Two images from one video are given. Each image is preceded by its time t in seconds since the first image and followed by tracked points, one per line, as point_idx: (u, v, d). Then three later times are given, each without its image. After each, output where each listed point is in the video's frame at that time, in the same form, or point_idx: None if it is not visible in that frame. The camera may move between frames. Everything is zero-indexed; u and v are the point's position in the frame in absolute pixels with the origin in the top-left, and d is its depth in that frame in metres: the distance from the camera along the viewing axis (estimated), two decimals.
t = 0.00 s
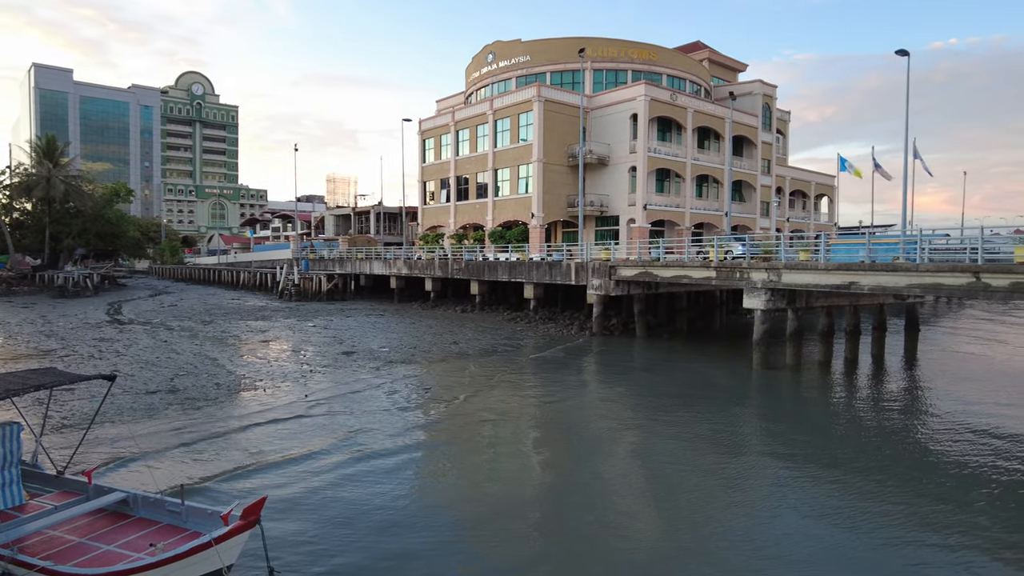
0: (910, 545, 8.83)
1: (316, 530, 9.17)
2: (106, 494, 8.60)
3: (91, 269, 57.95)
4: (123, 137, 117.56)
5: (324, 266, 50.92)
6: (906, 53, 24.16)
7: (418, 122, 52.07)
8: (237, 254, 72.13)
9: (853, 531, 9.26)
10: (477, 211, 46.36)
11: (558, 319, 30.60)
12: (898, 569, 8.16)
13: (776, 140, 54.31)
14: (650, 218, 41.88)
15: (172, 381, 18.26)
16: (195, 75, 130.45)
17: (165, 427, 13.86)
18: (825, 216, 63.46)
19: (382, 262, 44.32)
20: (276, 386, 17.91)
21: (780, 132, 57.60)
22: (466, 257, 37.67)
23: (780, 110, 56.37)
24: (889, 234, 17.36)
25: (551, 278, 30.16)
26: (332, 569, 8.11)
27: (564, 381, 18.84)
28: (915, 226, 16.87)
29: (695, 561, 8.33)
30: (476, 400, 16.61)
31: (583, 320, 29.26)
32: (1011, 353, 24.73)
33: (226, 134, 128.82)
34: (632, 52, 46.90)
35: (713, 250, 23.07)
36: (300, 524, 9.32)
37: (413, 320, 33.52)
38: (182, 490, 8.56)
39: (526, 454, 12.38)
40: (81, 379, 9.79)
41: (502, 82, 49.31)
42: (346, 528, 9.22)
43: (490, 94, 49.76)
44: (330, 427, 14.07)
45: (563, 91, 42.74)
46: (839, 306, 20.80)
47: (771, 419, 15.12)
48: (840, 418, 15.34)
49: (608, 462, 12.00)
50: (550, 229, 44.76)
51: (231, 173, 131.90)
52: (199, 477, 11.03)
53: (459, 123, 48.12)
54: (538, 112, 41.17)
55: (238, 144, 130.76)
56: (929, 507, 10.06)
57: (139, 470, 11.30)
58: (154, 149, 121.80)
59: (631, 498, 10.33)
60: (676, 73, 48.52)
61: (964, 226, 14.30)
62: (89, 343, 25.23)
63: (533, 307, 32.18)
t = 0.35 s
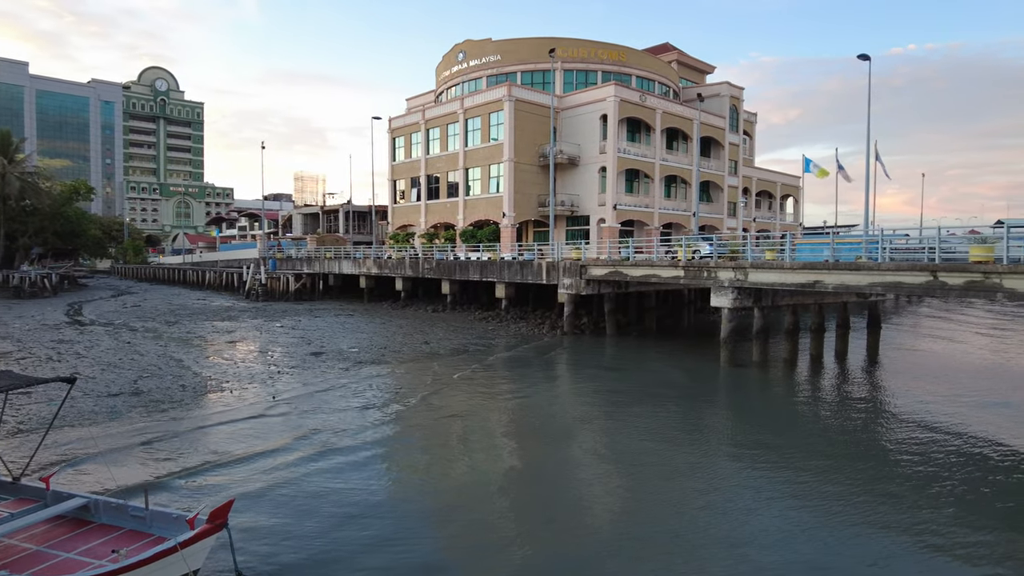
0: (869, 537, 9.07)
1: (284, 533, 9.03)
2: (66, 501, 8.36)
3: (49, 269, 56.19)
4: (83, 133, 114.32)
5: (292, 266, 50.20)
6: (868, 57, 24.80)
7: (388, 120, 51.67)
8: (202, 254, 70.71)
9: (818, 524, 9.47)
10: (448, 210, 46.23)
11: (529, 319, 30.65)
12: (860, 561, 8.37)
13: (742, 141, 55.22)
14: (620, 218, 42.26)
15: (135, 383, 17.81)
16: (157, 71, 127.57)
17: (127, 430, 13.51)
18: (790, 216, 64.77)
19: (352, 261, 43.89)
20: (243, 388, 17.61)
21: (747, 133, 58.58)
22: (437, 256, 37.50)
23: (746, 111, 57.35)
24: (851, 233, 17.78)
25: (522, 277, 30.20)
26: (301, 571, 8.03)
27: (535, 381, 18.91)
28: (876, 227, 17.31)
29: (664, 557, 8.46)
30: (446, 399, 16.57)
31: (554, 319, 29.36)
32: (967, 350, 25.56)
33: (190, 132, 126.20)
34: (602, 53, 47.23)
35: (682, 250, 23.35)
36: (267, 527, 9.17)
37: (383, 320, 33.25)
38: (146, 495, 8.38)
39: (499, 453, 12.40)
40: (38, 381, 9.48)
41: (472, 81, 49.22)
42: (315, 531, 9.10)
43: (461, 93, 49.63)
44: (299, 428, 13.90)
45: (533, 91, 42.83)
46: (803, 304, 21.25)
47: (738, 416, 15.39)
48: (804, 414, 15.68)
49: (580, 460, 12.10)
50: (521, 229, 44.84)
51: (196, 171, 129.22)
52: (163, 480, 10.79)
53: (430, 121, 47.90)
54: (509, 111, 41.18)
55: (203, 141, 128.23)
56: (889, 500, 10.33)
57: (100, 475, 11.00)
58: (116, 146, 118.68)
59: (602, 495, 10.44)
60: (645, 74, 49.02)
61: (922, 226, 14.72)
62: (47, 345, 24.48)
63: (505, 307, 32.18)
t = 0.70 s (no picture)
0: (837, 530, 9.28)
1: (256, 534, 8.95)
2: (28, 504, 8.15)
3: (11, 268, 54.55)
4: (46, 127, 111.09)
5: (264, 263, 49.49)
6: (836, 59, 25.25)
7: (361, 116, 51.20)
8: (172, 251, 69.29)
9: (788, 518, 9.66)
10: (422, 207, 46.01)
11: (504, 316, 30.67)
12: (828, 554, 8.56)
13: (714, 141, 55.84)
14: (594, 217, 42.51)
15: (101, 383, 17.43)
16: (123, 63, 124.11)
17: (93, 432, 13.22)
18: (761, 215, 65.72)
19: (324, 259, 43.44)
20: (214, 388, 17.35)
21: (719, 132, 59.25)
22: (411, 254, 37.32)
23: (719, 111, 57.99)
24: (821, 232, 18.10)
25: (497, 275, 30.19)
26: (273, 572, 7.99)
27: (509, 378, 18.95)
28: (844, 225, 17.64)
29: (636, 551, 8.57)
30: (420, 398, 16.51)
31: (529, 317, 29.43)
32: (931, 345, 26.23)
33: (159, 126, 123.46)
34: (576, 52, 47.40)
35: (655, 248, 23.54)
36: (238, 529, 9.08)
37: (357, 318, 32.98)
38: (113, 497, 8.22)
39: (475, 451, 12.45)
40: None
41: (447, 78, 49.01)
42: (287, 532, 9.03)
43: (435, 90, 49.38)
44: (271, 428, 13.76)
45: (507, 89, 42.79)
46: (774, 301, 21.61)
47: (709, 412, 15.61)
48: (773, 410, 15.97)
49: (555, 456, 12.20)
50: (496, 227, 44.85)
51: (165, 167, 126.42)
52: (131, 483, 10.60)
53: (403, 118, 47.59)
54: (483, 109, 41.08)
55: (171, 136, 125.60)
56: (857, 494, 10.57)
57: (65, 479, 10.75)
58: (81, 141, 115.54)
59: (577, 490, 10.56)
60: (619, 73, 49.31)
61: (888, 225, 15.04)
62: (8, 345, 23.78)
63: (480, 305, 32.15)
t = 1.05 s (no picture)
0: (807, 524, 9.47)
1: (228, 534, 8.85)
2: None
3: None
4: (6, 121, 107.84)
5: (235, 261, 48.72)
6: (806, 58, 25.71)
7: (334, 112, 50.68)
8: (139, 249, 67.85)
9: (760, 512, 9.82)
10: (397, 204, 45.73)
11: (479, 314, 30.62)
12: (798, 547, 8.74)
13: (687, 139, 56.41)
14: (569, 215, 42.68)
15: (66, 384, 17.02)
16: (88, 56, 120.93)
17: (58, 434, 12.89)
18: (734, 213, 66.58)
19: (297, 257, 42.93)
20: (184, 388, 17.03)
21: (692, 131, 59.86)
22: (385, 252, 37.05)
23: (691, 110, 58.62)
24: (790, 230, 18.40)
25: (472, 273, 30.13)
26: (246, 572, 7.90)
27: (485, 376, 18.95)
28: (814, 223, 17.97)
29: (612, 546, 8.63)
30: (395, 396, 16.42)
31: (504, 314, 29.43)
32: (896, 341, 26.87)
33: (125, 121, 120.69)
34: (550, 50, 47.51)
35: (628, 245, 23.71)
36: (210, 529, 8.96)
37: (331, 316, 32.66)
38: (79, 500, 8.03)
39: (451, 447, 12.44)
40: None
41: (421, 75, 48.73)
42: (260, 531, 8.94)
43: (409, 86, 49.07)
44: (242, 428, 13.55)
45: (482, 86, 42.70)
46: (745, 298, 21.93)
47: (684, 408, 15.77)
48: (746, 405, 16.20)
49: (531, 453, 12.25)
50: (471, 224, 44.74)
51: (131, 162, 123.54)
52: (99, 484, 10.38)
53: (377, 114, 47.22)
54: (458, 106, 40.94)
55: (139, 131, 122.98)
56: (826, 489, 10.80)
57: (28, 481, 10.47)
58: (43, 135, 112.39)
59: (552, 487, 10.63)
60: (593, 71, 49.52)
61: (856, 223, 15.34)
62: None
63: (455, 302, 32.05)
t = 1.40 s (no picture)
0: (779, 518, 9.56)
1: (198, 538, 8.67)
2: None
3: None
4: None
5: (205, 257, 47.89)
6: (777, 57, 26.06)
7: (307, 106, 50.05)
8: (106, 245, 66.35)
9: (734, 508, 9.89)
10: (371, 199, 45.36)
11: (455, 310, 30.53)
12: (771, 542, 8.81)
13: (661, 136, 56.84)
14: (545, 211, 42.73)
15: (31, 384, 16.58)
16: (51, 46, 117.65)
17: (22, 435, 12.55)
18: (707, 210, 67.29)
19: (269, 253, 42.35)
20: (154, 387, 16.70)
21: (666, 128, 60.32)
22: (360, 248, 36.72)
23: (665, 107, 59.08)
24: (762, 226, 18.63)
25: (448, 269, 30.00)
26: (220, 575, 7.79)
27: (461, 373, 18.91)
28: (785, 220, 18.23)
29: (588, 542, 8.71)
30: (371, 394, 16.31)
31: (480, 310, 29.37)
32: (864, 335, 27.41)
33: (91, 114, 117.72)
34: (525, 46, 47.49)
35: (603, 242, 23.80)
36: (179, 533, 8.77)
37: (304, 313, 32.29)
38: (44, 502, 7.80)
39: (424, 448, 12.32)
40: None
41: (395, 69, 48.33)
42: (231, 535, 8.78)
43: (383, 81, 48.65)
44: (214, 427, 13.34)
45: (457, 81, 42.51)
46: (718, 293, 22.18)
47: (660, 404, 15.91)
48: (720, 400, 16.39)
49: (506, 452, 12.19)
50: (447, 220, 44.57)
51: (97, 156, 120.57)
52: (66, 487, 10.13)
53: (351, 109, 46.74)
54: (433, 101, 40.71)
55: (105, 124, 120.10)
56: (798, 482, 10.94)
57: None
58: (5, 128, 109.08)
59: (529, 485, 10.67)
60: (569, 68, 49.59)
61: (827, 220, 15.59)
62: None
63: (431, 298, 31.89)
